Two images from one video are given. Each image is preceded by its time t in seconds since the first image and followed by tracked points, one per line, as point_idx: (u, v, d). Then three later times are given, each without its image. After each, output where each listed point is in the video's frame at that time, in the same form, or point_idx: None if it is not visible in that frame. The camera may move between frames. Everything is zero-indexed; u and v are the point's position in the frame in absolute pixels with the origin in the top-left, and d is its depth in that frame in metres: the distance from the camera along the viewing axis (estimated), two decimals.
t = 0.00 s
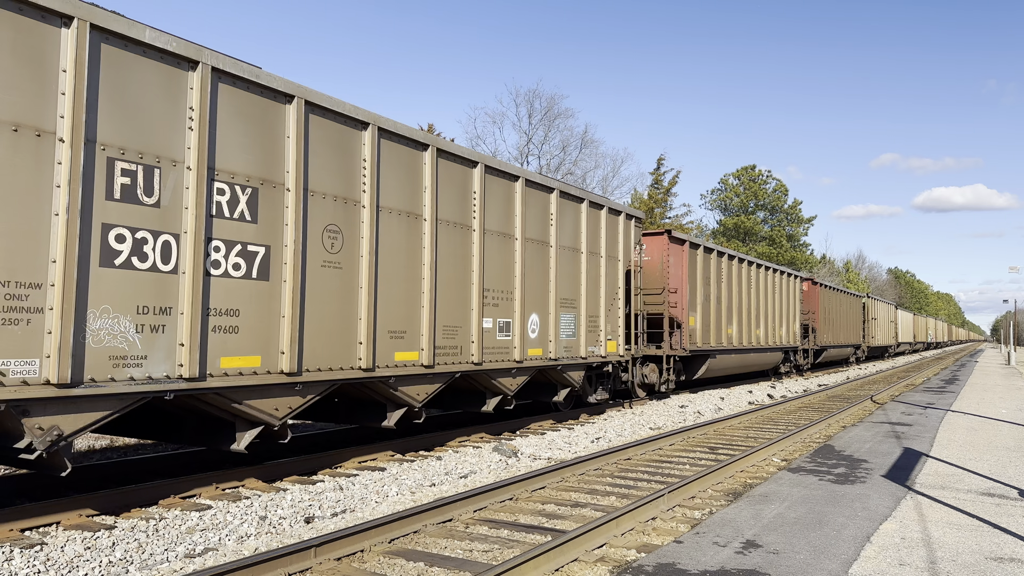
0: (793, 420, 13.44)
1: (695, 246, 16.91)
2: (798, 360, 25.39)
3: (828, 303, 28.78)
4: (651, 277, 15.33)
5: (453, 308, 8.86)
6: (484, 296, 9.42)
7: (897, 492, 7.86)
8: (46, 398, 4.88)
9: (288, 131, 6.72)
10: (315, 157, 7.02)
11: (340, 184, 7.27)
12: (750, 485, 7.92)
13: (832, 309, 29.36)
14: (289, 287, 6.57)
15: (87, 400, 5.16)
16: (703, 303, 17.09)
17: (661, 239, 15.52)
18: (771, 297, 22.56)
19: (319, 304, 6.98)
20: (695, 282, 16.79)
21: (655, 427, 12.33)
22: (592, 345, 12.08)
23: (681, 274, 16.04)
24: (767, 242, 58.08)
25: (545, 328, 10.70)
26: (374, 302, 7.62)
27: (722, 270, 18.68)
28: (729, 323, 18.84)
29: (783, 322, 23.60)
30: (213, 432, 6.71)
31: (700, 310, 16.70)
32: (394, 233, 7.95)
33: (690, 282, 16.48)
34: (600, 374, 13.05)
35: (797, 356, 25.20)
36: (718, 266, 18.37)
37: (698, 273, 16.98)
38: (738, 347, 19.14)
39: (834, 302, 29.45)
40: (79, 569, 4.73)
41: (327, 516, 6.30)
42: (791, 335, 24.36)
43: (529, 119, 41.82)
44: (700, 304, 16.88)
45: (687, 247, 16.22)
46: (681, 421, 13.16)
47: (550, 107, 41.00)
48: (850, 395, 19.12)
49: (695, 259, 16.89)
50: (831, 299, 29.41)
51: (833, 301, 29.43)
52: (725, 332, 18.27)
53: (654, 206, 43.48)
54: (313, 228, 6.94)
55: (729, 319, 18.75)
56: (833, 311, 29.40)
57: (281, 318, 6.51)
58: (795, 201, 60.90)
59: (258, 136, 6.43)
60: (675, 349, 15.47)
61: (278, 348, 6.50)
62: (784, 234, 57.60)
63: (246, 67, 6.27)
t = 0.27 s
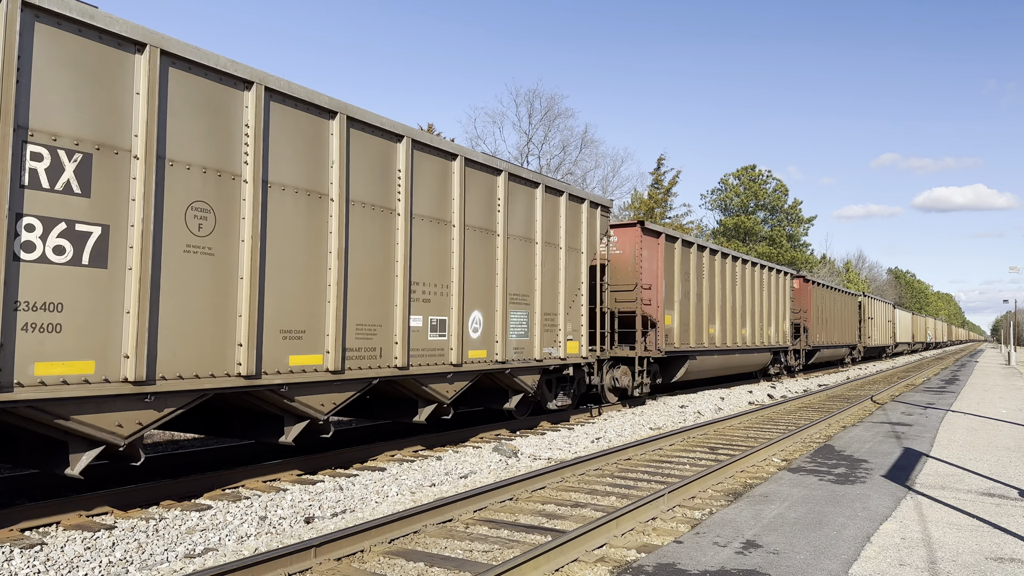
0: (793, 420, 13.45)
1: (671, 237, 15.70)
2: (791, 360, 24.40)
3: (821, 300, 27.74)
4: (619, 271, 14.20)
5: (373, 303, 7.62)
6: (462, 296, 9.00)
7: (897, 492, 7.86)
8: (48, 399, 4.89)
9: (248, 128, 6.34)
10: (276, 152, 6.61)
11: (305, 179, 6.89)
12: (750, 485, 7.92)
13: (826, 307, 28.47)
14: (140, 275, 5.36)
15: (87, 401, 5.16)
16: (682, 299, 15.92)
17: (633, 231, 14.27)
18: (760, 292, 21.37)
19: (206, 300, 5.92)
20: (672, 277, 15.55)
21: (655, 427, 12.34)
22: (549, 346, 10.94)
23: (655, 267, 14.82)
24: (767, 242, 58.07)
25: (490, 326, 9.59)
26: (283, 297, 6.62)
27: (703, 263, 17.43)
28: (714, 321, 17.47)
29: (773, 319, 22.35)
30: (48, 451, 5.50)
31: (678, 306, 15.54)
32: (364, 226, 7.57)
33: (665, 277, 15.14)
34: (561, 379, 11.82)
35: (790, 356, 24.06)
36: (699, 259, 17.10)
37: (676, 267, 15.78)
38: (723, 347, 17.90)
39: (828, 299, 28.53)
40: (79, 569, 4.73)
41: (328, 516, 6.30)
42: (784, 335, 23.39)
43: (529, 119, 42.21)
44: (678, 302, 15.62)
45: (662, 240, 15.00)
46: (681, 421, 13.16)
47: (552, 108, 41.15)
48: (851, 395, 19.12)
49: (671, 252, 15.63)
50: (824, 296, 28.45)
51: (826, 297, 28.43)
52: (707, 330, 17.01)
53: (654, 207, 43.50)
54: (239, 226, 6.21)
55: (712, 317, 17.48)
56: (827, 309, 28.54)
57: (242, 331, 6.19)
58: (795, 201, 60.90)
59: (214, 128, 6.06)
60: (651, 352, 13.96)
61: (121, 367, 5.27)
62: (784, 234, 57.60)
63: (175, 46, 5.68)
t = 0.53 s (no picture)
0: (793, 420, 13.45)
1: (643, 229, 14.60)
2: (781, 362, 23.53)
3: (813, 298, 26.76)
4: (586, 263, 13.12)
5: (398, 298, 8.00)
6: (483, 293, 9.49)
7: (897, 492, 7.86)
8: (49, 401, 4.89)
9: (294, 143, 6.76)
10: (319, 162, 7.05)
11: (343, 186, 7.30)
12: (750, 484, 7.92)
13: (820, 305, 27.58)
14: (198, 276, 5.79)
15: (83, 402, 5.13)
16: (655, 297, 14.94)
17: (600, 220, 13.17)
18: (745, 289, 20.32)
19: (242, 300, 6.21)
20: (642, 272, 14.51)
21: (655, 427, 12.33)
22: (496, 347, 9.73)
23: (626, 259, 13.82)
24: (767, 242, 58.06)
25: (467, 326, 9.17)
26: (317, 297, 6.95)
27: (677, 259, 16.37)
28: (691, 320, 16.54)
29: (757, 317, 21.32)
30: None
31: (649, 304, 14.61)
32: (397, 232, 8.02)
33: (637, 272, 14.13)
34: (512, 383, 10.70)
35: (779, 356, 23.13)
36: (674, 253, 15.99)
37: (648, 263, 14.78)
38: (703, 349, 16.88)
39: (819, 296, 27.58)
40: (79, 569, 4.73)
41: (328, 516, 6.30)
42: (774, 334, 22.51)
43: (529, 119, 40.91)
44: (649, 299, 14.66)
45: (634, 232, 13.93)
46: (681, 421, 13.16)
47: (549, 107, 40.68)
48: (850, 395, 19.13)
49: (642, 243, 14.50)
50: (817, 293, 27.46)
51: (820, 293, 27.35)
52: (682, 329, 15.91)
53: (654, 207, 43.50)
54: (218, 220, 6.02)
55: (688, 316, 16.42)
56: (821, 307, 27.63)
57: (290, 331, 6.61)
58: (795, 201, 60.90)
59: (268, 142, 6.52)
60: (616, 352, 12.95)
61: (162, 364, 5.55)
62: (784, 234, 57.60)
63: (192, 52, 5.82)
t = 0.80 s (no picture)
0: (793, 420, 13.44)
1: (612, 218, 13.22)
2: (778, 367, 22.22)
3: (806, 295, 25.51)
4: (545, 255, 11.66)
5: (427, 293, 8.66)
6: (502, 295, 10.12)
7: (897, 492, 7.86)
8: (53, 401, 4.93)
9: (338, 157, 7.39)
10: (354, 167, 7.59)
11: (381, 195, 7.95)
12: (750, 484, 7.92)
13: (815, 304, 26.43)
14: (256, 268, 6.36)
15: (84, 401, 5.14)
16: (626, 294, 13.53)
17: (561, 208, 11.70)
18: (734, 286, 18.88)
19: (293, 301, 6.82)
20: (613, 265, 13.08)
21: (655, 427, 12.33)
22: (428, 349, 8.66)
23: (592, 250, 12.42)
24: (767, 242, 58.06)
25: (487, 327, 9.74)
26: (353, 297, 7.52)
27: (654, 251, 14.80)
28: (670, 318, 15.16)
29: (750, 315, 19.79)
30: None
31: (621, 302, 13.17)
32: (425, 238, 8.67)
33: (606, 263, 12.82)
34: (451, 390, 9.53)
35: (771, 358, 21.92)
36: (650, 246, 14.62)
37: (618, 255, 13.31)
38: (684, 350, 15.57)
39: (817, 293, 26.37)
40: (79, 569, 4.73)
41: (328, 515, 6.30)
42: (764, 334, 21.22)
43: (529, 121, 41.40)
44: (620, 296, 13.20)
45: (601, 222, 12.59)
46: (680, 421, 13.16)
47: (549, 107, 39.41)
48: (851, 395, 19.12)
49: (610, 232, 13.10)
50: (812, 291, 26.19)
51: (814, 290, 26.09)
52: (659, 328, 14.54)
53: (654, 207, 43.49)
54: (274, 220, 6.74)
55: (666, 314, 14.99)
56: (817, 306, 26.46)
57: (333, 329, 7.24)
58: (795, 201, 60.92)
59: (316, 156, 7.14)
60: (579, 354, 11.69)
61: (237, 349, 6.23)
62: (784, 234, 57.60)
63: (251, 73, 6.41)
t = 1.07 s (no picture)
0: (793, 420, 13.44)
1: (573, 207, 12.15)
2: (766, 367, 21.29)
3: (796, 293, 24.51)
4: (493, 244, 10.67)
5: (335, 286, 7.42)
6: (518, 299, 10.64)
7: (897, 492, 7.86)
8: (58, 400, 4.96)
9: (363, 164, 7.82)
10: (378, 175, 8.08)
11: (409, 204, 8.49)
12: (750, 485, 7.92)
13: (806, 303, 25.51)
14: (307, 271, 7.01)
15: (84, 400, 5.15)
16: (589, 289, 12.34)
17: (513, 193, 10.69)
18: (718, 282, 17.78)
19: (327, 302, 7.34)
20: (574, 258, 12.03)
21: (655, 427, 12.33)
22: (335, 350, 7.42)
23: (549, 241, 11.36)
24: (767, 242, 58.05)
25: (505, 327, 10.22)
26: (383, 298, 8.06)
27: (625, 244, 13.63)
28: (643, 317, 14.02)
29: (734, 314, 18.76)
30: None
31: (582, 298, 12.06)
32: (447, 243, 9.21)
33: (566, 256, 11.72)
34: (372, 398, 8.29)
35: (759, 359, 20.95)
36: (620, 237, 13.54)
37: (580, 247, 12.21)
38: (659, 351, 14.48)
39: (808, 292, 25.47)
40: (79, 569, 4.73)
41: (328, 515, 6.30)
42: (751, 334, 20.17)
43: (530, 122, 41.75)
44: (581, 292, 12.10)
45: (560, 210, 11.52)
46: (680, 421, 13.16)
47: (550, 107, 38.91)
48: (851, 395, 19.11)
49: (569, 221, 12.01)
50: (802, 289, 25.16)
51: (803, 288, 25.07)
52: (630, 328, 13.40)
53: (654, 206, 43.48)
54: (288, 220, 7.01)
55: (637, 312, 13.84)
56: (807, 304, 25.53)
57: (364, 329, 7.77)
58: (795, 201, 60.90)
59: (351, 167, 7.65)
60: (530, 356, 10.52)
61: (284, 347, 6.79)
62: (784, 234, 57.59)
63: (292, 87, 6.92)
